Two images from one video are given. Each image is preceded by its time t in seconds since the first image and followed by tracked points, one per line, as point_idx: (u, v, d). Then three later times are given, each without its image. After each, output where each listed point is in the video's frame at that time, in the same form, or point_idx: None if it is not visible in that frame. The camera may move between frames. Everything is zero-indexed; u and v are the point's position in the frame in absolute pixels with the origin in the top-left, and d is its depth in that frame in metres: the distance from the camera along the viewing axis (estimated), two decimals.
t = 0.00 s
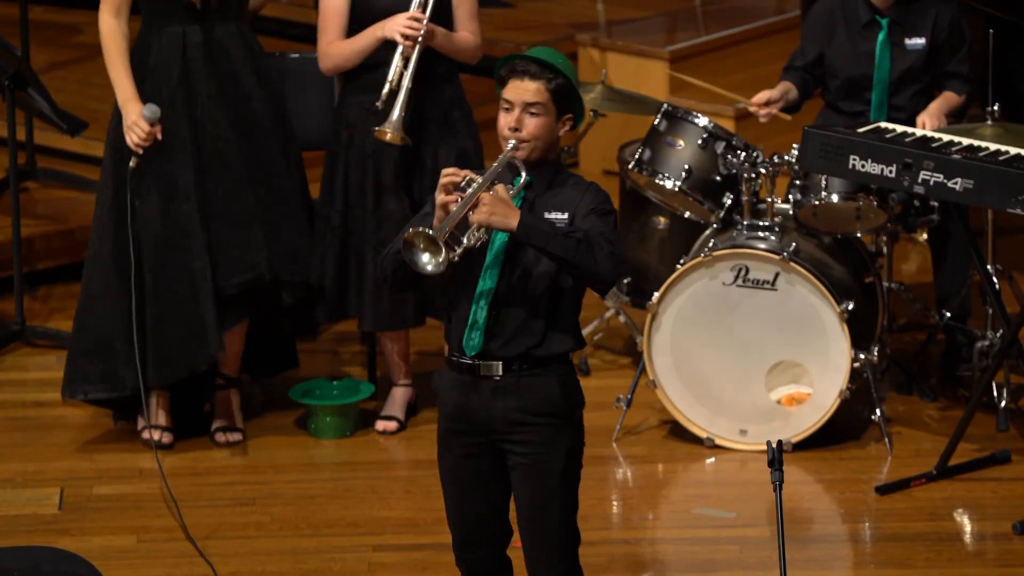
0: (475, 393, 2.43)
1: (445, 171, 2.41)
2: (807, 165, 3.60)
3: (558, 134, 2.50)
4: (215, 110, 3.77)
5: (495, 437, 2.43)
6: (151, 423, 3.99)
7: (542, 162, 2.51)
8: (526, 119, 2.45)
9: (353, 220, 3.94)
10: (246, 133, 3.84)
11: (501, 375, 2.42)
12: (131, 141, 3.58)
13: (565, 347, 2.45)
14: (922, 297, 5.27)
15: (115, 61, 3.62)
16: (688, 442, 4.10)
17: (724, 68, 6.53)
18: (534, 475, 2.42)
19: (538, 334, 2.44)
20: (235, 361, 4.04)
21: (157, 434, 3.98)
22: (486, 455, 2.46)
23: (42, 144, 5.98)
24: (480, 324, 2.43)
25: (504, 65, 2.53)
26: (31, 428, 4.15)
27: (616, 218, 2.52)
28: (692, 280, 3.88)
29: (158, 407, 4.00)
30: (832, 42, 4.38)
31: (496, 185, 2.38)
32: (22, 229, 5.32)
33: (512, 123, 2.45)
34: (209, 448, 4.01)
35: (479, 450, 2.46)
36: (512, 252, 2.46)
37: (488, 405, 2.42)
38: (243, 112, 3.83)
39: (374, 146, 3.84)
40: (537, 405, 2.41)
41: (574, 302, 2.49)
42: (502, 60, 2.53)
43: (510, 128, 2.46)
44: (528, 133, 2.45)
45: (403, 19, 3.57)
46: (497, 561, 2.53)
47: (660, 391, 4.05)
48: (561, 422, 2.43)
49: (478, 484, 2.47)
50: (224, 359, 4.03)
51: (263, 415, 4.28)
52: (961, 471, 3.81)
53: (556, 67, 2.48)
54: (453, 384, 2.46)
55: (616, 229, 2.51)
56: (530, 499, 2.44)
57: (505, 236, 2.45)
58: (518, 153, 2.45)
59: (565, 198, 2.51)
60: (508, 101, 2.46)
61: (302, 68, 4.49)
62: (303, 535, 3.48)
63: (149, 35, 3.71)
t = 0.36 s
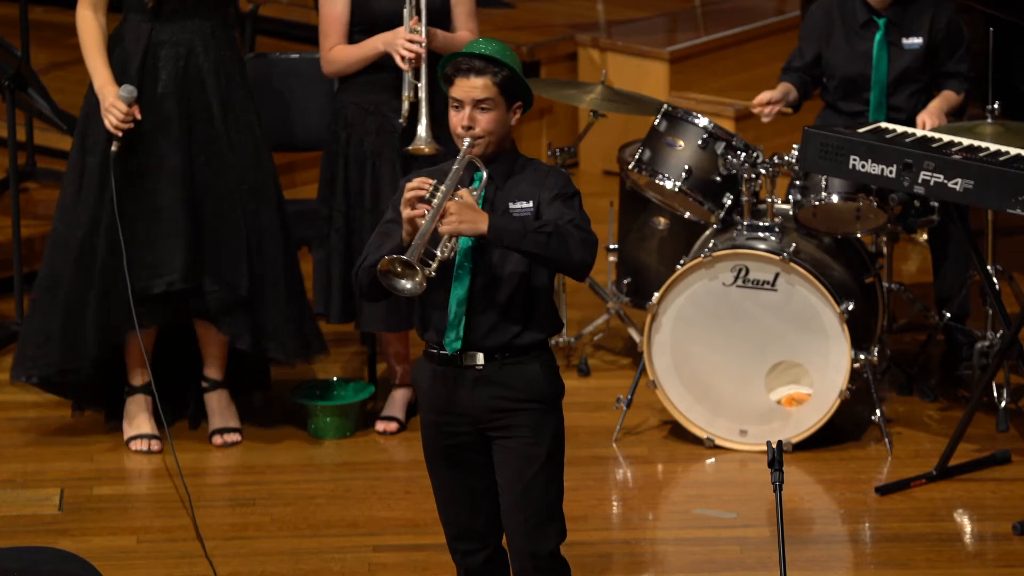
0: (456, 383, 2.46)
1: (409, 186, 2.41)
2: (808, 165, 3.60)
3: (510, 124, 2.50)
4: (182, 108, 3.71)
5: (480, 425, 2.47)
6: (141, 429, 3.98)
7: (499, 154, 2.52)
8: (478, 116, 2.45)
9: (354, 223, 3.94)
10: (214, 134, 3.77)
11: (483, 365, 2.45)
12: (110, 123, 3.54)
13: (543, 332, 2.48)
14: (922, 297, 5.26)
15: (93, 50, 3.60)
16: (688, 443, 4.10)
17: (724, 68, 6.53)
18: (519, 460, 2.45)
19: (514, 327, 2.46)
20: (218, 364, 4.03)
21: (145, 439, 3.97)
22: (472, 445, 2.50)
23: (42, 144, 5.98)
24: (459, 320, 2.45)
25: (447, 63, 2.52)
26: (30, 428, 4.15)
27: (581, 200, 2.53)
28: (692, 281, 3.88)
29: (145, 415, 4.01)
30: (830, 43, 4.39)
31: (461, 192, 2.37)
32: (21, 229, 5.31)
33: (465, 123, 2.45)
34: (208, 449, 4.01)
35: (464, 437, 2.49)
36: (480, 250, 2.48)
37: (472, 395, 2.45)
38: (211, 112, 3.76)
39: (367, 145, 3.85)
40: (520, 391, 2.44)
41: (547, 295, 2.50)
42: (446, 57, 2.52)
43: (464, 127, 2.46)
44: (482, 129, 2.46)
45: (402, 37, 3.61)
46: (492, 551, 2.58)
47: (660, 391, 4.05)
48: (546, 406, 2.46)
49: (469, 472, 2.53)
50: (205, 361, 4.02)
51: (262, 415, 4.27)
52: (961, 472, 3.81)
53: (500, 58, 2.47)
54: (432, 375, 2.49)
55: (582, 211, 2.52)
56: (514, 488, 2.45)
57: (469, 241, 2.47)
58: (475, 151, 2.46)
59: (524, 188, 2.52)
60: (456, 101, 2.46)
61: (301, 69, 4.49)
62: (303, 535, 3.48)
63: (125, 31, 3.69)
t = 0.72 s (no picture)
0: (451, 387, 2.47)
1: (394, 167, 2.46)
2: (807, 165, 3.60)
3: (502, 121, 2.51)
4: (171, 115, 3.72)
5: (471, 429, 2.47)
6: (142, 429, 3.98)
7: (490, 152, 2.53)
8: (468, 110, 2.46)
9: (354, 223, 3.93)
10: (204, 142, 3.76)
11: (474, 369, 2.46)
12: (105, 133, 3.57)
13: (534, 332, 2.47)
14: (922, 297, 5.26)
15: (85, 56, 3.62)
16: (687, 444, 4.10)
17: (724, 69, 6.53)
18: (510, 465, 2.45)
19: (505, 322, 2.47)
20: (225, 366, 4.03)
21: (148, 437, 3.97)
22: (465, 450, 2.50)
23: (42, 145, 5.98)
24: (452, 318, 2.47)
25: (441, 59, 2.54)
26: (29, 429, 4.14)
27: (570, 192, 2.53)
28: (692, 281, 3.89)
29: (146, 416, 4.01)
30: (832, 45, 4.38)
31: (445, 175, 2.39)
32: (21, 230, 5.31)
33: (455, 117, 2.46)
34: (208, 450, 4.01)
35: (455, 443, 2.49)
36: (472, 240, 2.50)
37: (463, 399, 2.46)
38: (200, 119, 3.75)
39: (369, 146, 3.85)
40: (511, 398, 2.44)
41: (540, 284, 2.50)
42: (439, 53, 2.54)
43: (453, 121, 2.47)
44: (471, 123, 2.47)
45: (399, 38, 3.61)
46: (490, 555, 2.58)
47: (660, 392, 4.05)
48: (537, 413, 2.47)
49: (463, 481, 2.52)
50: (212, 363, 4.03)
51: (262, 415, 4.28)
52: (961, 473, 3.81)
53: (491, 54, 2.49)
54: (426, 377, 2.51)
55: (572, 202, 2.52)
56: (506, 491, 2.46)
57: (466, 227, 2.49)
58: (464, 144, 2.47)
59: (516, 183, 2.52)
60: (448, 95, 2.47)
61: (299, 70, 4.49)
62: (302, 536, 3.48)
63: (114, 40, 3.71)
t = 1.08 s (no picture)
0: (451, 400, 2.47)
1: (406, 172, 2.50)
2: (807, 165, 3.60)
3: (520, 136, 2.52)
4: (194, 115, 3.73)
5: (470, 442, 2.47)
6: (144, 429, 3.98)
7: (506, 164, 2.53)
8: (486, 121, 2.47)
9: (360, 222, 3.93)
10: (225, 139, 3.78)
11: (476, 380, 2.46)
12: (119, 139, 3.63)
13: (537, 340, 2.46)
14: (921, 297, 5.26)
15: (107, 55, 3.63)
16: (688, 444, 4.10)
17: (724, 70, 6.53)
18: (507, 480, 2.45)
19: (512, 326, 2.46)
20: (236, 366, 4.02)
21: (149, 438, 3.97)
22: (465, 464, 2.50)
23: (42, 145, 5.98)
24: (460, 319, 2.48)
25: (463, 71, 2.56)
26: (30, 429, 4.15)
27: (583, 205, 2.53)
28: (692, 281, 3.89)
29: (149, 416, 4.01)
30: (831, 43, 4.38)
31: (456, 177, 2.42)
32: (22, 230, 5.31)
33: (473, 126, 2.48)
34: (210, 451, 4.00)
35: (455, 454, 2.49)
36: (484, 245, 2.50)
37: (463, 411, 2.45)
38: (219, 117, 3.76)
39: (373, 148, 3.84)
40: (512, 413, 2.43)
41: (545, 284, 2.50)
42: (462, 65, 2.56)
43: (471, 130, 2.48)
44: (489, 133, 2.48)
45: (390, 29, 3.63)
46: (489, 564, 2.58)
47: (660, 392, 4.05)
48: (538, 429, 2.46)
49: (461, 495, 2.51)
50: (224, 362, 4.02)
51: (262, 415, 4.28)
52: (961, 473, 3.81)
53: (514, 68, 2.50)
54: (430, 388, 2.51)
55: (584, 215, 2.51)
56: (503, 508, 2.45)
57: (480, 230, 2.50)
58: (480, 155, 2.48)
59: (533, 196, 2.52)
60: (467, 106, 2.49)
61: (299, 71, 4.49)
62: (302, 536, 3.48)
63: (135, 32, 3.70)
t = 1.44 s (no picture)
0: (470, 403, 2.45)
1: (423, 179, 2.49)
2: (806, 166, 3.60)
3: (542, 140, 2.50)
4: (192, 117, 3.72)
5: (486, 447, 2.45)
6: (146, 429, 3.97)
7: (528, 169, 2.52)
8: (506, 129, 2.45)
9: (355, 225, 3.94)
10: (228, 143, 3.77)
11: (495, 387, 2.44)
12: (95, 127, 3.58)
13: (554, 353, 2.45)
14: (921, 297, 5.27)
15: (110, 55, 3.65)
16: (688, 445, 4.10)
17: (725, 70, 6.53)
18: (522, 485, 2.44)
19: (527, 341, 2.44)
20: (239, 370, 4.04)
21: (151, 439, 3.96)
22: (475, 466, 2.47)
23: (42, 145, 5.98)
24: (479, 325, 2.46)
25: (484, 75, 2.53)
26: (30, 430, 4.15)
27: (602, 217, 2.50)
28: (692, 282, 3.89)
29: (151, 415, 4.00)
30: (832, 44, 4.39)
31: (472, 192, 2.41)
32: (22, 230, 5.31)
33: (494, 134, 2.46)
34: (210, 451, 4.00)
35: (469, 459, 2.47)
36: (500, 261, 2.48)
37: (482, 416, 2.44)
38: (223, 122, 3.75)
39: (371, 149, 3.84)
40: (529, 419, 2.42)
41: (563, 307, 2.47)
42: (484, 68, 2.53)
43: (493, 138, 2.48)
44: (510, 142, 2.46)
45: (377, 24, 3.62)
46: (493, 567, 2.56)
47: (660, 392, 4.05)
48: (553, 437, 2.44)
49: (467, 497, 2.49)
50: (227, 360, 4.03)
51: (263, 415, 4.28)
52: (961, 474, 3.80)
53: (533, 73, 2.47)
54: (450, 391, 2.49)
55: (601, 228, 2.49)
56: (517, 513, 2.44)
57: (495, 249, 2.48)
58: (500, 164, 2.47)
59: (551, 201, 2.50)
60: (488, 114, 2.47)
61: (300, 71, 4.50)
62: (302, 537, 3.48)
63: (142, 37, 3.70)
